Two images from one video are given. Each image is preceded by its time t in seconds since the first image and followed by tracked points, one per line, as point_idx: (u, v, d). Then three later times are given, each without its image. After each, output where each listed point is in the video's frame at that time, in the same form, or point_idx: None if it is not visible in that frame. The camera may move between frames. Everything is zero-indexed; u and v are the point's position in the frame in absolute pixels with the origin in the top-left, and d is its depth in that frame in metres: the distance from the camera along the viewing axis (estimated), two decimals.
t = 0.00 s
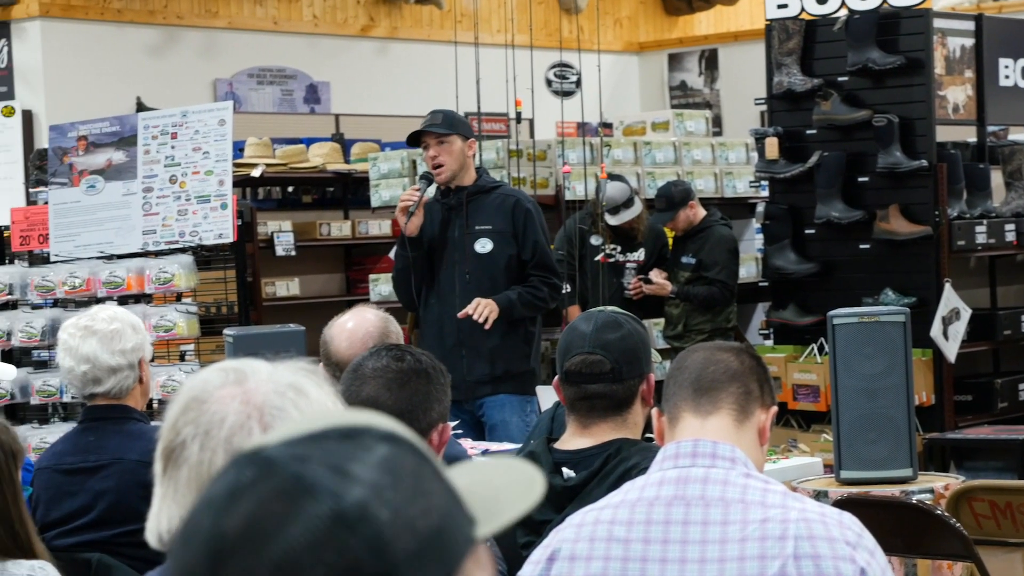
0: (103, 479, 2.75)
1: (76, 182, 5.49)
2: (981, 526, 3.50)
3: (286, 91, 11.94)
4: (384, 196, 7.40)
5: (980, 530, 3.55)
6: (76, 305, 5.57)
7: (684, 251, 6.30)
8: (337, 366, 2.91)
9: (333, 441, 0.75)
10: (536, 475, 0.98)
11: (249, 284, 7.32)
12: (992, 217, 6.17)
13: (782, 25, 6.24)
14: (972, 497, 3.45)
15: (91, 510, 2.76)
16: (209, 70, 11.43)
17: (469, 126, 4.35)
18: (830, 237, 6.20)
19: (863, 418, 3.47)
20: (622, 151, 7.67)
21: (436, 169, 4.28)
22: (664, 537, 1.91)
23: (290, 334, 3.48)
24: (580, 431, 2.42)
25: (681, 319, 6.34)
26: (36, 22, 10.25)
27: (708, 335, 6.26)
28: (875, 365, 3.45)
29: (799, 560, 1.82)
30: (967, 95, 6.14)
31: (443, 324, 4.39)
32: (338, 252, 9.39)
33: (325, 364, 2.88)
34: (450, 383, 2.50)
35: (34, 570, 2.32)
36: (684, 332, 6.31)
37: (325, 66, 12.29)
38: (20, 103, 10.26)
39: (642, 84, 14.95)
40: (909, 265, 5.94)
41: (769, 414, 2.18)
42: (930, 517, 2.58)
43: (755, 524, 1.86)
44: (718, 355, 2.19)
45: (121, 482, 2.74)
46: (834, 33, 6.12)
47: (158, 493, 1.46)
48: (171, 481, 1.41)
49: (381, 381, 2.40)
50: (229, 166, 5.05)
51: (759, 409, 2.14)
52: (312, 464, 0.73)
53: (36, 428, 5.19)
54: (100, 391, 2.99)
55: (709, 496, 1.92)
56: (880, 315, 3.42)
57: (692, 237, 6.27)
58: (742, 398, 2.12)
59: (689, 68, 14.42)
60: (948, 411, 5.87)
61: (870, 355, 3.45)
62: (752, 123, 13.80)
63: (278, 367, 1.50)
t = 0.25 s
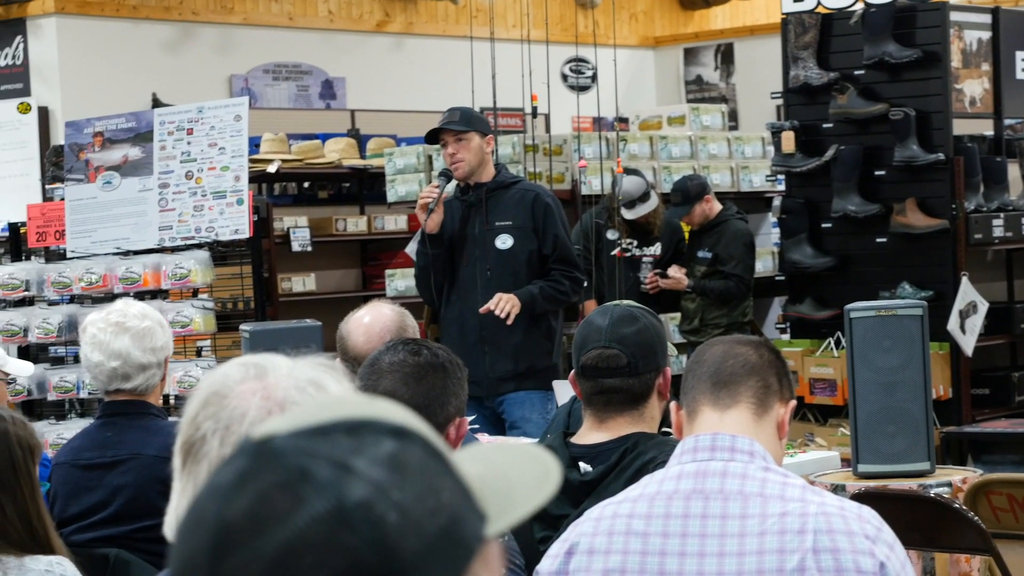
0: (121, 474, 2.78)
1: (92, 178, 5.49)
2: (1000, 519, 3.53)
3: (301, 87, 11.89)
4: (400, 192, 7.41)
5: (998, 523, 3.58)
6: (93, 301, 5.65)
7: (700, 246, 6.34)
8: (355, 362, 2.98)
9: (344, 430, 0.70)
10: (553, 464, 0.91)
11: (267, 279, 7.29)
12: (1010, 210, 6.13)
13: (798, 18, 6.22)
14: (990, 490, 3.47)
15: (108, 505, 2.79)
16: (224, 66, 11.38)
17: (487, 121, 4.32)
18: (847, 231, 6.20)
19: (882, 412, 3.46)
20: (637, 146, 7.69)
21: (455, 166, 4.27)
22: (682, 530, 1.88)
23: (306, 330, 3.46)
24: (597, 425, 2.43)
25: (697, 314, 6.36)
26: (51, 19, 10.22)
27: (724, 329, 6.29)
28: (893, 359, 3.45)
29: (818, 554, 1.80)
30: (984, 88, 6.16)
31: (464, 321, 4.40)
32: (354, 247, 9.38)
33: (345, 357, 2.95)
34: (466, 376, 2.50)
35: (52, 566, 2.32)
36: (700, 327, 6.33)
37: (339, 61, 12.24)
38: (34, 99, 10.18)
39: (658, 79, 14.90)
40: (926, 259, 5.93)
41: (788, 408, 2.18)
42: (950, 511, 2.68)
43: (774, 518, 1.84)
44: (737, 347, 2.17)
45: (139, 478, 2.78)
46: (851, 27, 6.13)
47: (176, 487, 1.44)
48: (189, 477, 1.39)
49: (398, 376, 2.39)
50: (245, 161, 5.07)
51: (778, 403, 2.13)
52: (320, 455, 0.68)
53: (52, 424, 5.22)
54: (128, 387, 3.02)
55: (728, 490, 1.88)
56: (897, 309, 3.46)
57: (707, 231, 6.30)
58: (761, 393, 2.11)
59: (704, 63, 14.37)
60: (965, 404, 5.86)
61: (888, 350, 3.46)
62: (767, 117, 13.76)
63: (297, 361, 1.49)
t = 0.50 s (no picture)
0: (135, 467, 2.79)
1: (107, 171, 5.50)
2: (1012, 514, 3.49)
3: (314, 80, 11.85)
4: (412, 185, 7.37)
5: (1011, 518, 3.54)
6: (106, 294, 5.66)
7: (713, 240, 6.33)
8: (368, 355, 2.99)
9: (369, 425, 0.70)
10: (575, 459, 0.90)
11: (280, 272, 7.25)
12: None
13: (812, 12, 6.23)
14: (1004, 486, 3.42)
15: (122, 498, 2.79)
16: (237, 60, 11.35)
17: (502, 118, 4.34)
18: (861, 226, 6.20)
19: (895, 406, 3.45)
20: (651, 139, 7.63)
21: (471, 162, 4.28)
22: (696, 524, 1.88)
23: (320, 324, 3.45)
24: (611, 419, 2.43)
25: (711, 308, 6.34)
26: (66, 12, 10.23)
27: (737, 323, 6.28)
28: (907, 354, 3.44)
29: (831, 549, 1.79)
30: (998, 82, 6.17)
31: (480, 316, 4.41)
32: (367, 240, 9.36)
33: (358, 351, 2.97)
34: (478, 370, 2.51)
35: (64, 558, 2.34)
36: (713, 321, 6.31)
37: (353, 55, 12.20)
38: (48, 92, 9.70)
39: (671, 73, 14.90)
40: (941, 253, 5.92)
41: (803, 402, 2.18)
42: (961, 506, 2.70)
43: (788, 512, 1.83)
44: (752, 342, 2.16)
45: (153, 470, 2.78)
46: (866, 20, 6.12)
47: (190, 482, 1.43)
48: (204, 470, 1.39)
49: (412, 370, 2.40)
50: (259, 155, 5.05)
51: (792, 397, 2.13)
52: (342, 448, 0.68)
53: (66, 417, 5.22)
54: (151, 380, 3.03)
55: (742, 484, 1.88)
56: (911, 304, 3.45)
57: (721, 226, 6.30)
58: (776, 387, 2.11)
59: (718, 57, 14.36)
60: (978, 400, 5.83)
61: (902, 344, 3.45)
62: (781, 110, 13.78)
63: (312, 354, 1.50)
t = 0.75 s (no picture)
0: (140, 456, 2.79)
1: (113, 160, 5.50)
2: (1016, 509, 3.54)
3: (321, 70, 11.86)
4: (420, 176, 7.40)
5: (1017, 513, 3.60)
6: (110, 283, 5.67)
7: (719, 233, 6.33)
8: (374, 345, 2.99)
9: (413, 410, 0.70)
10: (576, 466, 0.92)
11: (286, 261, 7.26)
12: None
13: (820, 6, 6.23)
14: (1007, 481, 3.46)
15: (127, 486, 2.80)
16: (244, 49, 11.35)
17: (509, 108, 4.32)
18: (867, 219, 6.19)
19: (900, 402, 3.46)
20: (658, 132, 7.64)
21: (477, 153, 4.27)
22: (701, 518, 1.88)
23: (325, 314, 3.45)
24: (617, 411, 2.43)
25: (717, 301, 6.33)
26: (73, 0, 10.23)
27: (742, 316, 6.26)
28: (912, 348, 3.44)
29: (837, 544, 1.79)
30: (1006, 77, 6.19)
31: (485, 308, 4.42)
32: (372, 231, 9.37)
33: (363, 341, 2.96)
34: (483, 361, 2.50)
35: (67, 546, 2.32)
36: (719, 314, 6.30)
37: (359, 45, 12.20)
38: (55, 80, 10.27)
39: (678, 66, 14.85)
40: (948, 247, 5.92)
41: (808, 396, 2.18)
42: (967, 501, 2.69)
43: (793, 507, 1.83)
44: (758, 335, 2.16)
45: (158, 459, 2.78)
46: (874, 14, 6.12)
47: (196, 471, 1.43)
48: (210, 460, 1.39)
49: (417, 361, 2.39)
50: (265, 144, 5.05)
51: (799, 391, 2.13)
52: (394, 431, 0.67)
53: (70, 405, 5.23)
54: (156, 369, 3.03)
55: (747, 478, 1.88)
56: (917, 298, 3.43)
57: (727, 218, 6.29)
58: (782, 380, 2.11)
59: (726, 50, 14.31)
60: (983, 395, 5.84)
61: (907, 339, 3.45)
62: (789, 104, 13.72)
63: (321, 345, 1.48)
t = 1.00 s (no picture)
0: (132, 449, 2.79)
1: (106, 152, 5.48)
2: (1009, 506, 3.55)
3: (316, 64, 11.86)
4: (414, 170, 7.39)
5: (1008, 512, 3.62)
6: (103, 276, 5.67)
7: (714, 229, 6.33)
8: (367, 339, 2.99)
9: (464, 421, 0.75)
10: (572, 506, 0.98)
11: (280, 255, 7.25)
12: None
13: (815, 2, 6.24)
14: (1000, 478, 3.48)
15: (119, 479, 2.79)
16: (239, 43, 11.34)
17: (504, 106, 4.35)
18: (861, 215, 6.20)
19: (893, 398, 3.45)
20: (652, 127, 7.64)
21: (475, 149, 4.27)
22: (695, 514, 1.88)
23: (319, 308, 3.45)
24: (610, 406, 2.42)
25: (710, 297, 6.34)
26: None
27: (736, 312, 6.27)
28: (906, 345, 3.44)
29: (830, 541, 1.79)
30: (1001, 74, 6.19)
31: (478, 302, 4.41)
32: (366, 225, 9.37)
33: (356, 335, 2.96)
34: (477, 356, 2.50)
35: (60, 540, 2.30)
36: (712, 310, 6.31)
37: (354, 39, 12.19)
38: (47, 72, 9.64)
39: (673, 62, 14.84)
40: (940, 245, 5.92)
41: (803, 393, 2.17)
42: (959, 497, 2.70)
43: (786, 503, 1.83)
44: (753, 331, 2.16)
45: (151, 453, 2.78)
46: (869, 10, 6.12)
47: (190, 466, 1.42)
48: (204, 453, 1.38)
49: (411, 356, 2.39)
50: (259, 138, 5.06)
51: (794, 388, 2.13)
52: (453, 437, 0.72)
53: (63, 398, 5.22)
54: (148, 363, 3.03)
55: (741, 474, 1.88)
56: (911, 295, 3.44)
57: (722, 214, 6.29)
58: (776, 376, 2.10)
59: (721, 45, 14.30)
60: (977, 392, 5.83)
61: (901, 335, 3.45)
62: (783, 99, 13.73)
63: (317, 340, 1.47)
